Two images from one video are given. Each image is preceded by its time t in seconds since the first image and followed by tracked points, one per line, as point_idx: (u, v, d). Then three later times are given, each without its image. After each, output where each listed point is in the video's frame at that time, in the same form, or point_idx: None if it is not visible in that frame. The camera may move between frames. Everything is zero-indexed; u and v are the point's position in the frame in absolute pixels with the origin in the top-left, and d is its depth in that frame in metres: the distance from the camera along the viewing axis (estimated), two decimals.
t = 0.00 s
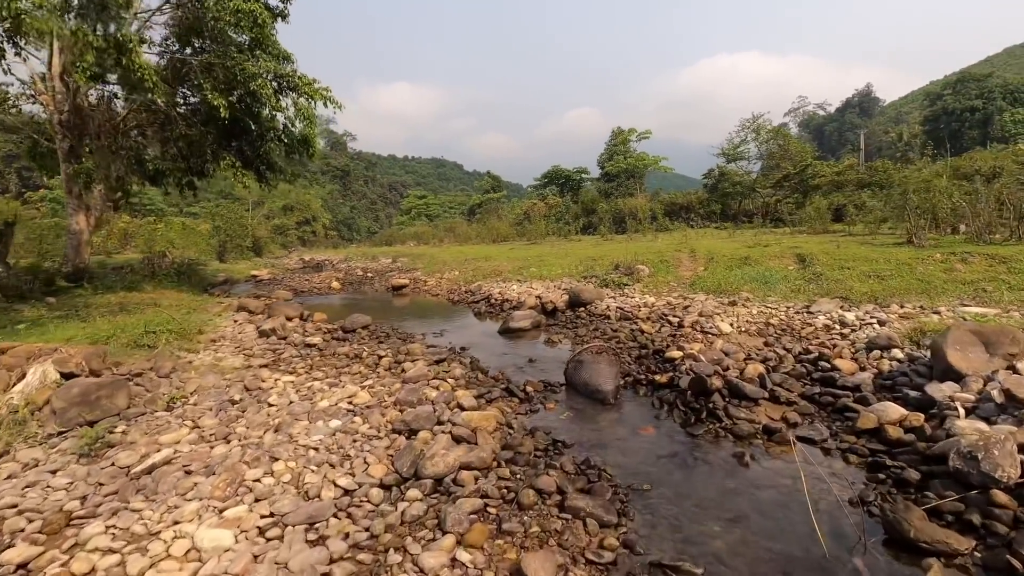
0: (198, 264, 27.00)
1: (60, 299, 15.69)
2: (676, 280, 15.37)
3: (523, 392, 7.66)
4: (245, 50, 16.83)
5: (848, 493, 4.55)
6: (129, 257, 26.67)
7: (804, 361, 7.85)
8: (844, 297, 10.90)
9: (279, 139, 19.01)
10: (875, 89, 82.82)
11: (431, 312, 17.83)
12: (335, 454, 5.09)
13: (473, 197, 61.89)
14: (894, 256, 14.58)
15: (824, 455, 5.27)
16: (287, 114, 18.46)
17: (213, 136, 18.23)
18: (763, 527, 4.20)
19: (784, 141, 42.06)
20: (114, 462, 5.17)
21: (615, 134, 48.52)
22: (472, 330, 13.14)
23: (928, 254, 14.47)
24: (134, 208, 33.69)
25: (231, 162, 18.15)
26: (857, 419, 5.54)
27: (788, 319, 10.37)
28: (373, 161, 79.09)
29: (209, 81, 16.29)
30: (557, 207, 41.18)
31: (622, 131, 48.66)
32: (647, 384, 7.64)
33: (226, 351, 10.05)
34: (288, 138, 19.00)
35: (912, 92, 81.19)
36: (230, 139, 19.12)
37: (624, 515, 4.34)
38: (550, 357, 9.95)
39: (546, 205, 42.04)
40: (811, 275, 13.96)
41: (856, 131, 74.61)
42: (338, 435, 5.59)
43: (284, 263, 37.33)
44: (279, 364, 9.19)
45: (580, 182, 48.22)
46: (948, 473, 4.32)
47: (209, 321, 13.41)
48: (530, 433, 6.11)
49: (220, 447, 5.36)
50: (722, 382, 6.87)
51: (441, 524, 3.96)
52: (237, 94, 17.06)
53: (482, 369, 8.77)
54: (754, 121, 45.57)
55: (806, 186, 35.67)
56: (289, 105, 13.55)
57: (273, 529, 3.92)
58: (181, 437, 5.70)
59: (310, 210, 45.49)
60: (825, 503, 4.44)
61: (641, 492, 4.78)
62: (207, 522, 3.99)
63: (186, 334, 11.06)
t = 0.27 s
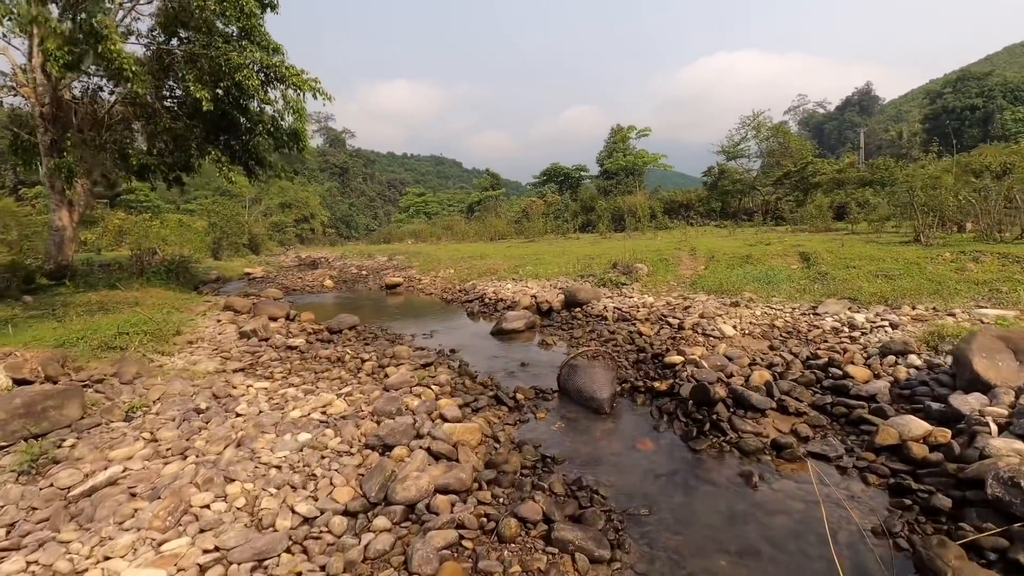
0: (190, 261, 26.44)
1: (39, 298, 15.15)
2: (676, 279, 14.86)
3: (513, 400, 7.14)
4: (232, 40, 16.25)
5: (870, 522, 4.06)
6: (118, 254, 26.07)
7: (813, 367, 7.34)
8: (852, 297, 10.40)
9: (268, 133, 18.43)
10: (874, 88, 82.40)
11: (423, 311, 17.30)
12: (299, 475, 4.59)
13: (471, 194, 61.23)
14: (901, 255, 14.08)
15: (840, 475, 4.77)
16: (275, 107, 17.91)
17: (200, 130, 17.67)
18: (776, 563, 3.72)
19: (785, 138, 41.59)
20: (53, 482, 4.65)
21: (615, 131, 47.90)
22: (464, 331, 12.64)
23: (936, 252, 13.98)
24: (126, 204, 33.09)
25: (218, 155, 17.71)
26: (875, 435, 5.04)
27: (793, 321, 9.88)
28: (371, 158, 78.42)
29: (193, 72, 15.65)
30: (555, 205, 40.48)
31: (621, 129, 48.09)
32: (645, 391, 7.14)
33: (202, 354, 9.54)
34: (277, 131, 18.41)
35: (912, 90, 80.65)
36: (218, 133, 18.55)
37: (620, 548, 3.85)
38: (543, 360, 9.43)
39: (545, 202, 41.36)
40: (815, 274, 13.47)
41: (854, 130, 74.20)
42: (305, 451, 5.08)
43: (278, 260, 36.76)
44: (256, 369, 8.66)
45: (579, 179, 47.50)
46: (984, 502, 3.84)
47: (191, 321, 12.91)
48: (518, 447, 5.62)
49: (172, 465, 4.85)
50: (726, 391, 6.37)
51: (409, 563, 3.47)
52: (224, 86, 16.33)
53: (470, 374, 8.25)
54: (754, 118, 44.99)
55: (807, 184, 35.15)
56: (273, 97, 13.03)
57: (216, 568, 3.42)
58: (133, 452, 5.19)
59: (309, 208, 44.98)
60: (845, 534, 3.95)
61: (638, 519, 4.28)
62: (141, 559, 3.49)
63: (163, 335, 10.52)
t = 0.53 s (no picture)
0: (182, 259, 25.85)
1: (18, 298, 14.62)
2: (676, 279, 14.40)
3: (502, 408, 6.70)
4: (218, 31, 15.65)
5: (894, 553, 3.64)
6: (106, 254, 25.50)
7: (821, 372, 6.92)
8: (859, 297, 9.96)
9: (257, 127, 17.83)
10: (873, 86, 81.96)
11: (416, 311, 16.82)
12: (260, 497, 4.14)
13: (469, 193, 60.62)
14: (908, 253, 13.63)
15: (858, 495, 4.34)
16: (264, 101, 17.40)
17: (187, 125, 16.90)
18: None
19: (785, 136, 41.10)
20: None
21: (614, 129, 47.34)
22: (456, 332, 12.19)
23: (943, 250, 13.54)
24: (116, 202, 32.46)
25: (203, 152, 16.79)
26: (894, 450, 4.62)
27: (798, 322, 9.46)
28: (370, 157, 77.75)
29: (176, 65, 14.94)
30: (554, 204, 39.86)
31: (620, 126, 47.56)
32: (644, 398, 6.70)
33: (178, 357, 9.08)
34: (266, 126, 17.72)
35: (911, 89, 80.21)
36: (206, 128, 17.78)
37: None
38: (537, 364, 8.98)
39: (543, 200, 40.76)
40: (820, 273, 13.03)
41: (853, 129, 73.80)
42: (271, 468, 4.64)
43: (272, 258, 36.20)
44: (234, 374, 8.20)
45: (578, 178, 46.70)
46: None
47: (173, 322, 12.43)
48: (505, 462, 5.18)
49: (122, 484, 4.40)
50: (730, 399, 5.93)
51: None
52: (211, 80, 15.64)
53: (459, 379, 7.81)
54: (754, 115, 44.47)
55: (807, 181, 34.69)
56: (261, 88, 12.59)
57: None
58: (82, 469, 4.73)
59: (312, 207, 44.62)
60: (868, 568, 3.53)
61: (635, 548, 3.85)
62: None
63: (140, 338, 10.02)
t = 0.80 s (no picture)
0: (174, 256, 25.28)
1: None
2: (675, 276, 13.99)
3: (489, 412, 6.29)
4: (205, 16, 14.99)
5: None
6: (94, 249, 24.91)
7: (828, 373, 6.53)
8: (865, 295, 9.57)
9: (246, 119, 17.23)
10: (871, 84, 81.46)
11: (408, 308, 16.38)
12: (212, 514, 3.74)
13: (467, 190, 60.04)
14: (913, 250, 13.23)
15: (874, 512, 3.95)
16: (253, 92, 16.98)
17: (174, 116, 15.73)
18: None
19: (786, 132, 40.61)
20: None
21: (613, 125, 46.81)
22: (446, 330, 11.78)
23: (950, 246, 13.13)
24: (107, 196, 31.86)
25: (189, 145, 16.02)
26: (913, 461, 4.23)
27: (802, 321, 9.06)
28: (368, 153, 77.08)
29: (159, 53, 14.29)
30: (552, 200, 39.26)
31: (618, 123, 47.03)
32: (640, 402, 6.29)
33: (153, 356, 8.64)
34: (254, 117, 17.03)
35: (911, 87, 79.76)
36: (193, 120, 17.02)
37: None
38: (528, 363, 8.58)
39: (541, 197, 40.19)
40: (822, 270, 12.62)
41: (852, 127, 73.40)
42: (229, 480, 4.23)
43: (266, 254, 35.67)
44: (208, 374, 7.76)
45: (577, 174, 46.06)
46: None
47: (154, 319, 11.98)
48: (488, 472, 4.76)
49: (61, 499, 3.97)
50: (732, 403, 5.52)
51: None
52: (198, 69, 14.96)
53: (446, 380, 7.40)
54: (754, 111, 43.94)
55: (806, 178, 34.29)
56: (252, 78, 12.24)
57: None
58: (22, 481, 4.30)
59: (309, 204, 44.02)
60: None
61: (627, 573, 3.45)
62: None
63: (114, 335, 9.57)
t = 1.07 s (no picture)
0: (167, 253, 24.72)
1: None
2: (675, 273, 13.59)
3: (477, 416, 5.90)
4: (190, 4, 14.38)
5: None
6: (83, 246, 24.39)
7: (838, 375, 6.15)
8: (873, 293, 9.17)
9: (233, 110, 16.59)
10: (869, 83, 81.19)
11: (402, 306, 15.97)
12: (160, 536, 3.35)
13: (465, 187, 59.50)
14: (920, 247, 12.83)
15: (896, 532, 3.58)
16: (242, 85, 16.62)
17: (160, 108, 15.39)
18: None
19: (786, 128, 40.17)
20: None
21: (612, 123, 46.32)
22: (439, 328, 11.39)
23: (957, 243, 12.75)
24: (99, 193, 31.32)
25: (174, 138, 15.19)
26: (939, 475, 3.87)
27: (807, 320, 8.68)
28: (367, 150, 76.51)
29: (142, 42, 13.73)
30: (551, 197, 38.68)
31: (618, 120, 46.53)
32: (638, 406, 5.91)
33: (129, 356, 8.22)
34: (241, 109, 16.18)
35: (912, 85, 79.31)
36: (181, 113, 16.39)
37: None
38: (521, 364, 8.19)
39: (540, 194, 39.67)
40: (826, 267, 12.24)
41: (851, 125, 73.01)
42: (184, 495, 3.84)
43: (262, 250, 35.20)
44: (184, 375, 7.36)
45: (576, 172, 45.19)
46: None
47: (137, 317, 11.57)
48: (472, 485, 4.37)
49: None
50: (736, 408, 5.14)
51: None
52: (183, 59, 14.38)
53: (433, 382, 7.02)
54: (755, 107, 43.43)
55: (806, 176, 33.94)
56: (240, 74, 11.94)
57: None
58: None
59: (308, 201, 43.50)
60: None
61: None
62: None
63: (90, 335, 9.14)
